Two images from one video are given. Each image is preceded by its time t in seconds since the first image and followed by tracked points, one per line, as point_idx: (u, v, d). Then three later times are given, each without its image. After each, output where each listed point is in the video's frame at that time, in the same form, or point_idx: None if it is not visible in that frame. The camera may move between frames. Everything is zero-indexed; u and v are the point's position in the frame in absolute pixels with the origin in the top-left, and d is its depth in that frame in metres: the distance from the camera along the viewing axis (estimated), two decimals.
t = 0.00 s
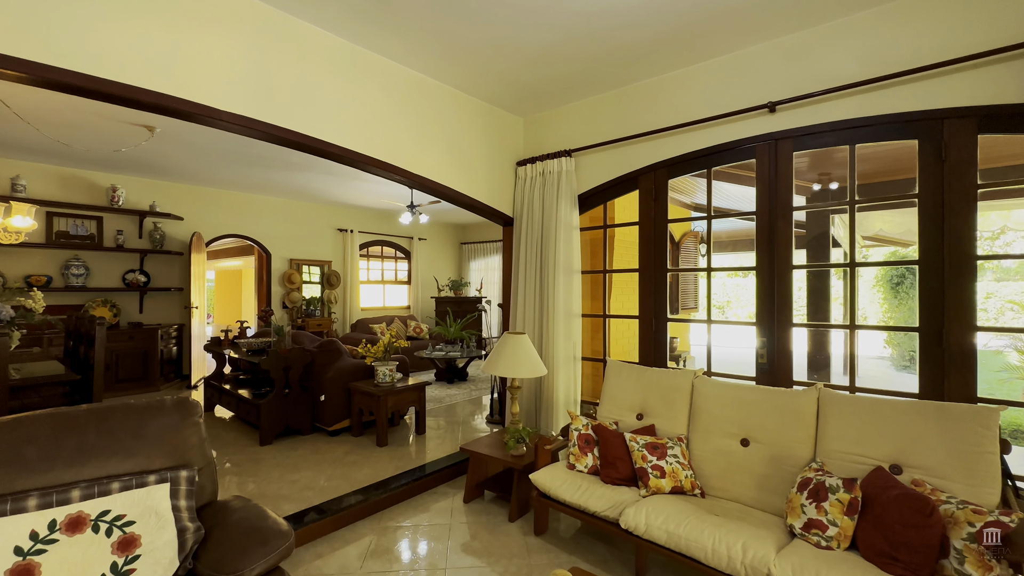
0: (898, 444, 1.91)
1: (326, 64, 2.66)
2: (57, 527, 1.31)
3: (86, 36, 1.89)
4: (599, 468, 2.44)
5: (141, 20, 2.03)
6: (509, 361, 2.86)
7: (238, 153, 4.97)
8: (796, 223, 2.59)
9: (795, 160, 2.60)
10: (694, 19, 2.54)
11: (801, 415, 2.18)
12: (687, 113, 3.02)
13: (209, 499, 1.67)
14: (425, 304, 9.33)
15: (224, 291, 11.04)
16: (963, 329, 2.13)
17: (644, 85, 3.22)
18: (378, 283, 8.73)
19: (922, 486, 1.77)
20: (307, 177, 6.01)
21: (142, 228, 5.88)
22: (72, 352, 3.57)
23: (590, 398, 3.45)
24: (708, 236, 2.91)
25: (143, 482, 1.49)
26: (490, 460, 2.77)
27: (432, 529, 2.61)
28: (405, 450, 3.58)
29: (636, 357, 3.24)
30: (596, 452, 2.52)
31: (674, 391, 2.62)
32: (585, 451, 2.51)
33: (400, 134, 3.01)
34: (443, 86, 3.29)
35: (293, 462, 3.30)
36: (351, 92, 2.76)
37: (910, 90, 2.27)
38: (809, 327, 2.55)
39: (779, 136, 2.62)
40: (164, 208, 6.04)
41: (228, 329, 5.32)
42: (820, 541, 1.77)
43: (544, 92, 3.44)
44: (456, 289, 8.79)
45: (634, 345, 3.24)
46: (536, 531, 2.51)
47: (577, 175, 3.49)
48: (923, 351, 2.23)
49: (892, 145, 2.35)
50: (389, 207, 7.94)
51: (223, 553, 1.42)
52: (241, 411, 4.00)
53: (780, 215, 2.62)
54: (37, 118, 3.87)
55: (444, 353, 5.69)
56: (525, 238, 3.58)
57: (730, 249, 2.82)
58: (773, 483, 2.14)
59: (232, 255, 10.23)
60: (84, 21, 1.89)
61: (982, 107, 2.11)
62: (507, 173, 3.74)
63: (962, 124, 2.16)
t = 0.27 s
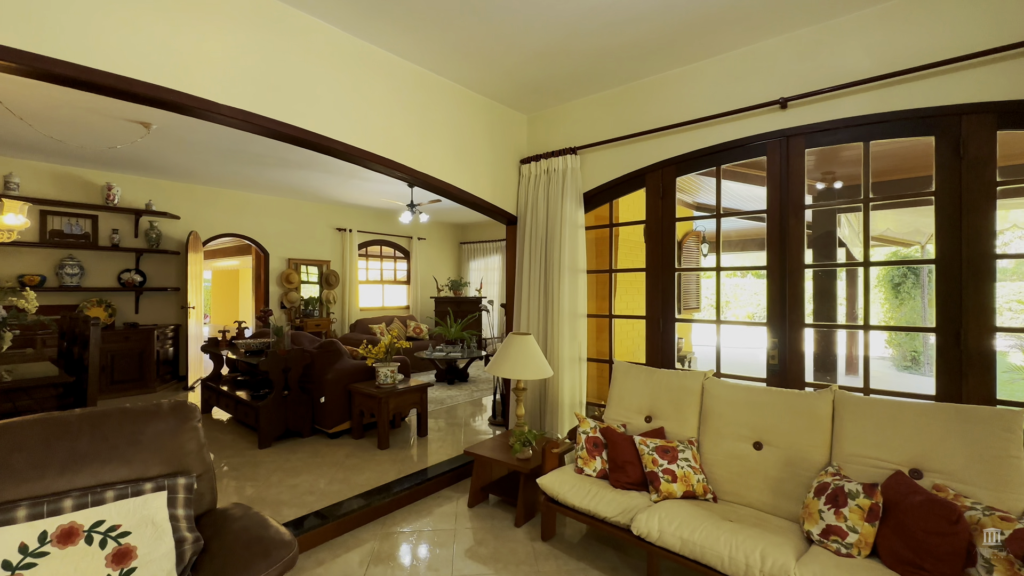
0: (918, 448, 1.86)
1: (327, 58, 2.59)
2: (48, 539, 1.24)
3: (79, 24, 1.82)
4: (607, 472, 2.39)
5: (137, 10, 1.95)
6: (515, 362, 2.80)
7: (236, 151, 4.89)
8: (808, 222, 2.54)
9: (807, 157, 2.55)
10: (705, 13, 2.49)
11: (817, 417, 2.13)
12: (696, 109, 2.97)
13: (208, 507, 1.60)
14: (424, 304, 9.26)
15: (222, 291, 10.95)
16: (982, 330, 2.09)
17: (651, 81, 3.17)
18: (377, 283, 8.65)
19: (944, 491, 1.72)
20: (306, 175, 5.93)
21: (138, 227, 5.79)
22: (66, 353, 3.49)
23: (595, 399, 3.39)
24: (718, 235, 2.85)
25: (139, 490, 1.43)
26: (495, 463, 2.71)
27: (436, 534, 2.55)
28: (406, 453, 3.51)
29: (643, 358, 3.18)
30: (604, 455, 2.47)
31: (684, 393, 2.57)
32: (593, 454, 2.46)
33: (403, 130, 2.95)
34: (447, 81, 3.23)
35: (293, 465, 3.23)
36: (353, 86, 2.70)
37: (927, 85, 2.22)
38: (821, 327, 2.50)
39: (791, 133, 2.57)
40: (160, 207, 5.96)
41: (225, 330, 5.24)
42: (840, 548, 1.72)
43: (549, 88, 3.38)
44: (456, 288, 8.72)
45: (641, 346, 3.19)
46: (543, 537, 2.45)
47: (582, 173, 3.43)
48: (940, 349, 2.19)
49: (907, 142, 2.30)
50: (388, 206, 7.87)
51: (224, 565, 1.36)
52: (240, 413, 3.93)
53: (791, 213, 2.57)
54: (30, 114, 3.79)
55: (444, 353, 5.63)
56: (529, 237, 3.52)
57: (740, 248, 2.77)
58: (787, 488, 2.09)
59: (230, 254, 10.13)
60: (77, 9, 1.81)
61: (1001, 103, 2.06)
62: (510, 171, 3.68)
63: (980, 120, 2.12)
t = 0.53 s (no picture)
0: (941, 452, 1.82)
1: (333, 52, 2.53)
2: (48, 551, 1.18)
3: (78, 14, 1.75)
4: (620, 476, 2.34)
5: None
6: (524, 364, 2.75)
7: (236, 149, 4.82)
8: (823, 221, 2.50)
9: (821, 155, 2.51)
10: (719, 8, 2.44)
11: (835, 420, 2.08)
12: (707, 107, 2.92)
13: (213, 515, 1.55)
14: (425, 304, 9.20)
15: (219, 291, 10.86)
16: (1004, 331, 2.05)
17: (661, 78, 3.12)
18: (378, 283, 8.59)
19: (969, 496, 1.68)
20: (306, 174, 5.86)
21: (136, 226, 5.72)
22: (63, 355, 3.43)
23: (603, 401, 3.34)
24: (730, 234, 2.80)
25: (142, 498, 1.37)
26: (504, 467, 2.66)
27: (444, 539, 2.49)
28: (411, 456, 3.45)
29: (652, 359, 3.13)
30: (616, 459, 2.42)
31: (697, 395, 2.52)
32: (605, 458, 2.41)
33: (409, 127, 2.89)
34: (453, 78, 3.18)
35: (295, 468, 3.17)
36: (359, 82, 2.64)
37: (946, 81, 2.18)
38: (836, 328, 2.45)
39: (805, 130, 2.53)
40: (158, 205, 5.88)
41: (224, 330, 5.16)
42: (864, 555, 1.67)
43: (556, 86, 3.34)
44: (457, 288, 8.66)
45: (650, 347, 3.14)
46: (554, 542, 2.40)
47: (590, 171, 3.38)
48: (960, 349, 2.15)
49: (926, 139, 2.26)
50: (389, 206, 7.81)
51: None
52: (240, 415, 3.86)
53: (806, 211, 2.52)
54: (26, 111, 3.72)
55: (447, 354, 5.57)
56: (536, 237, 3.47)
57: (752, 248, 2.72)
58: (805, 492, 2.04)
59: (229, 254, 10.05)
60: None
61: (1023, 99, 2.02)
62: (516, 169, 3.63)
63: (1002, 116, 2.08)
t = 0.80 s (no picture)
0: (967, 458, 1.78)
1: (340, 48, 2.47)
2: (51, 567, 1.13)
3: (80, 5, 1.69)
4: (634, 481, 2.29)
5: None
6: (534, 367, 2.70)
7: (237, 147, 4.76)
8: (838, 221, 2.46)
9: (838, 154, 2.47)
10: (735, 5, 2.40)
11: (855, 425, 2.04)
12: (719, 105, 2.88)
13: (221, 526, 1.49)
14: (426, 305, 9.14)
15: (218, 291, 10.78)
16: None
17: (672, 76, 3.08)
18: (378, 283, 8.52)
19: (998, 503, 1.64)
20: (308, 173, 5.80)
21: (134, 226, 5.65)
22: (62, 357, 3.36)
23: (612, 403, 3.29)
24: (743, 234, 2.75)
25: (148, 510, 1.31)
26: (514, 472, 2.61)
27: (454, 546, 2.44)
28: (417, 460, 3.40)
29: (662, 361, 3.09)
30: (630, 463, 2.37)
31: (711, 399, 2.47)
32: (618, 463, 2.36)
33: (416, 125, 2.83)
34: (461, 75, 3.12)
35: (300, 473, 3.11)
36: (367, 79, 2.58)
37: (967, 79, 2.15)
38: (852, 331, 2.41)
39: (821, 129, 2.49)
40: (157, 205, 5.81)
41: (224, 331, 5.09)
42: (891, 564, 1.63)
43: (565, 84, 3.29)
44: (458, 289, 8.61)
45: (660, 349, 3.09)
46: (566, 549, 2.35)
47: (599, 171, 3.34)
48: (983, 352, 2.11)
49: (946, 138, 2.23)
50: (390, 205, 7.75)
51: None
52: (242, 418, 3.80)
53: (822, 211, 2.48)
54: (24, 108, 3.65)
55: (450, 356, 5.52)
56: (544, 237, 3.42)
57: (767, 249, 2.68)
58: (826, 498, 2.00)
59: (227, 254, 9.97)
60: None
61: None
62: (523, 169, 3.58)
63: None
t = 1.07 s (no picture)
0: (993, 460, 1.74)
1: (347, 42, 2.41)
2: None
3: None
4: (648, 485, 2.24)
5: None
6: (544, 368, 2.65)
7: (238, 145, 4.69)
8: (855, 220, 2.42)
9: (854, 151, 2.43)
10: None
11: (877, 427, 2.00)
12: (732, 103, 2.84)
13: (231, 533, 1.44)
14: (426, 305, 9.09)
15: (216, 291, 10.69)
16: None
17: (682, 73, 3.04)
18: (379, 283, 8.47)
19: None
20: (309, 172, 5.74)
21: (133, 225, 5.58)
22: (60, 358, 3.29)
23: (621, 405, 3.25)
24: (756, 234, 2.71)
25: (156, 519, 1.26)
26: (524, 475, 2.56)
27: (464, 551, 2.39)
28: (422, 462, 3.35)
29: (672, 362, 3.05)
30: (643, 466, 2.33)
31: (725, 400, 2.43)
32: (632, 466, 2.31)
33: (424, 122, 2.78)
34: (468, 72, 3.08)
35: (304, 476, 3.06)
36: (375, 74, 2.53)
37: (987, 75, 2.12)
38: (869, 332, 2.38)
39: (836, 126, 2.45)
40: (156, 204, 5.74)
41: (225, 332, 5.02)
42: (918, 571, 1.59)
43: (573, 81, 3.25)
44: (459, 289, 8.56)
45: (671, 350, 3.05)
46: (579, 554, 2.30)
47: (608, 169, 3.30)
48: (1006, 355, 2.08)
49: (965, 135, 2.20)
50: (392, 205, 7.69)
51: None
52: (244, 420, 3.74)
53: (838, 209, 2.44)
54: (21, 104, 3.58)
55: (453, 356, 5.47)
56: (552, 236, 3.37)
57: (780, 248, 2.64)
58: (846, 502, 1.96)
59: (226, 254, 9.89)
60: None
61: None
62: (531, 167, 3.53)
63: None
